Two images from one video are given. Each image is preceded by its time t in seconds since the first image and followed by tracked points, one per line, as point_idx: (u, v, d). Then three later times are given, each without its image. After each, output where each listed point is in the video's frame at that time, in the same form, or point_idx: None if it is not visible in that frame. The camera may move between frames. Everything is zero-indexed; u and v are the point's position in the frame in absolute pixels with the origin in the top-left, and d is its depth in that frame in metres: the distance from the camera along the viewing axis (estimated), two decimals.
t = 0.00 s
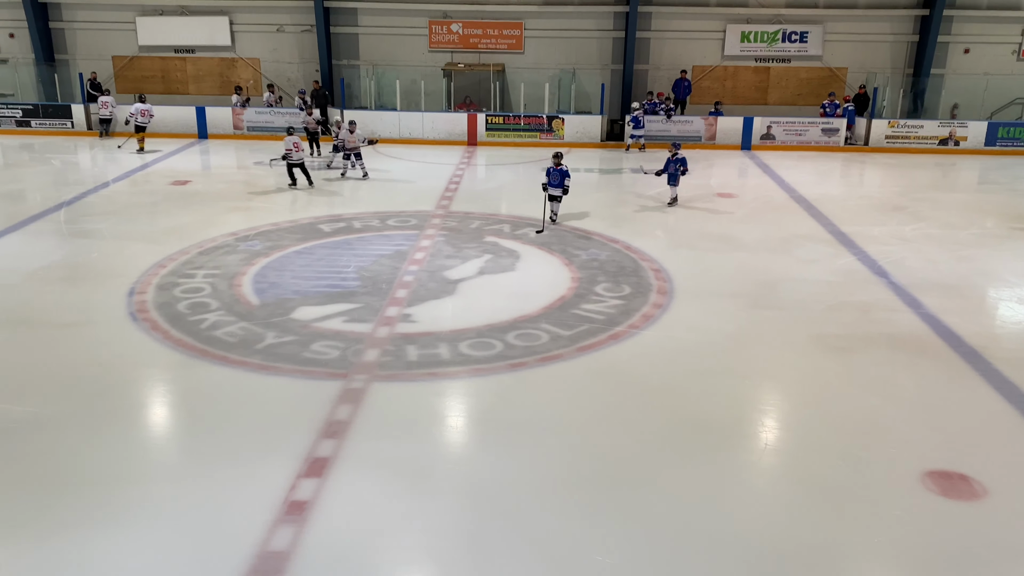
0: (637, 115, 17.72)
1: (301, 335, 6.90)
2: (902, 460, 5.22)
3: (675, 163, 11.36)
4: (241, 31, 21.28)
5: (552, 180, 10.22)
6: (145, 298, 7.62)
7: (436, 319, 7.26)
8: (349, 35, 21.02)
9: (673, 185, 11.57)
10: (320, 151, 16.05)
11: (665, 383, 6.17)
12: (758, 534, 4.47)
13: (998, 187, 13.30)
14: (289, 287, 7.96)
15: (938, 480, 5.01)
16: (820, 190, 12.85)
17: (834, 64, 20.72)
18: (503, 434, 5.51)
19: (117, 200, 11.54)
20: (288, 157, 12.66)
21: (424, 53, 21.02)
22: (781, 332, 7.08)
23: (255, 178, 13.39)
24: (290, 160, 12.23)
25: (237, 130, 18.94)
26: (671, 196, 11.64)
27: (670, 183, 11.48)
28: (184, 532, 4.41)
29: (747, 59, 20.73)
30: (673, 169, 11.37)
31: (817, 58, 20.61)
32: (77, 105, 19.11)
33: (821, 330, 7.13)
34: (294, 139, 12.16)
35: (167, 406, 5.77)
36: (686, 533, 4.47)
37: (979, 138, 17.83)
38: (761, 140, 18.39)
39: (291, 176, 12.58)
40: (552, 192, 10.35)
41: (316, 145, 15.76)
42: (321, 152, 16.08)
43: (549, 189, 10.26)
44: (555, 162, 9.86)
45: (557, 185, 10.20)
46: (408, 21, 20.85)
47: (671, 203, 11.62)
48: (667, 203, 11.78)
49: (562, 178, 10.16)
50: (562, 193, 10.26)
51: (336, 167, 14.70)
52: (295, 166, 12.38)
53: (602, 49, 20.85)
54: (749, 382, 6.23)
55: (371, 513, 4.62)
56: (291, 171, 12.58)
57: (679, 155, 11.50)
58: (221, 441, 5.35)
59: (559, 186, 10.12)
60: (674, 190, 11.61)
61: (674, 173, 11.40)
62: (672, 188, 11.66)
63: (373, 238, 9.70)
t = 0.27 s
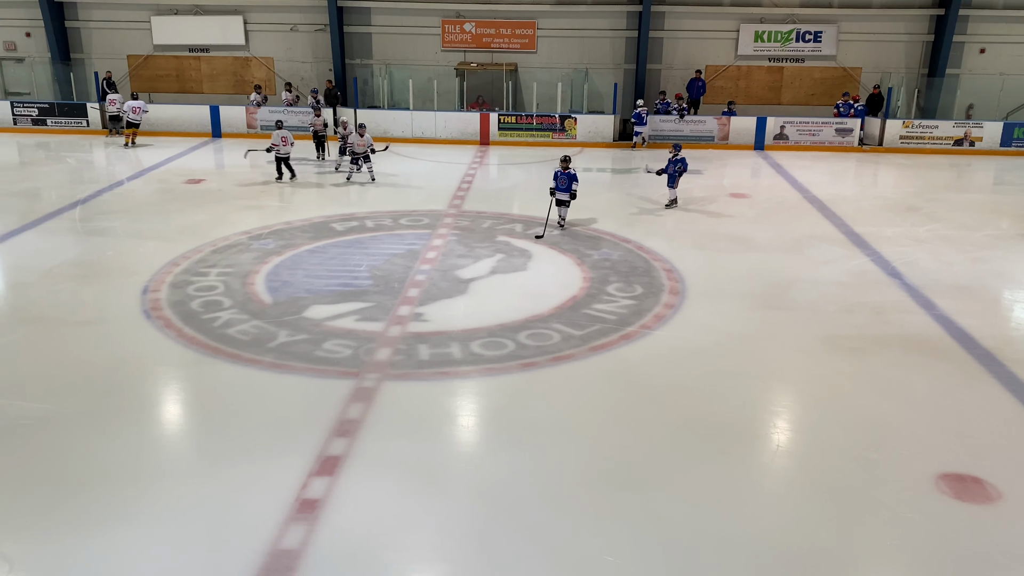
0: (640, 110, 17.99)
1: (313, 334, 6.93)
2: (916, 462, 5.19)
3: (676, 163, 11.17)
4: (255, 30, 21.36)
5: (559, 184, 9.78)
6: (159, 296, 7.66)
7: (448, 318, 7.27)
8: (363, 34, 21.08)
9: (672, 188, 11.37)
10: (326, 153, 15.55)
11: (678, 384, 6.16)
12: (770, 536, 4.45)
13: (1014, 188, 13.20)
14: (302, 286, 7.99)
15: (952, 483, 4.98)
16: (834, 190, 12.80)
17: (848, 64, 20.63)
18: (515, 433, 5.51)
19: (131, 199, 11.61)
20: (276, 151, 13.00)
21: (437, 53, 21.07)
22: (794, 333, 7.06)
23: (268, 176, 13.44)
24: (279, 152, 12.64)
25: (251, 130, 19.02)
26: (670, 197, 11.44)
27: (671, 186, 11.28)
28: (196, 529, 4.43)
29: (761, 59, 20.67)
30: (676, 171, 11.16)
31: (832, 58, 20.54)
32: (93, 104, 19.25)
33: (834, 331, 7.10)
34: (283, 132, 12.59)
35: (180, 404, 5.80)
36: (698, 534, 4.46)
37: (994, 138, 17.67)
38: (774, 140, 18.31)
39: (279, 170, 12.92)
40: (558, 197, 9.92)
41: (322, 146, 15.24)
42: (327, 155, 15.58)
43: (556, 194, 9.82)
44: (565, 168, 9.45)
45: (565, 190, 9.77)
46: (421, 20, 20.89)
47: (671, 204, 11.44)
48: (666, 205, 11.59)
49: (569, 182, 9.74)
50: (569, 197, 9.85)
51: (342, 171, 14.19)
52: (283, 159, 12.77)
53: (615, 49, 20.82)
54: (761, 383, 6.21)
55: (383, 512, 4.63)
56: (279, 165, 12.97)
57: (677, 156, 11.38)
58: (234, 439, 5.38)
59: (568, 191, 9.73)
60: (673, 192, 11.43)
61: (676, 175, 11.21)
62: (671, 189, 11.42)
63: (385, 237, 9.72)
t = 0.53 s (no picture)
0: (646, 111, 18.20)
1: (325, 332, 6.96)
2: (928, 464, 5.16)
3: (673, 164, 11.04)
4: (268, 30, 21.44)
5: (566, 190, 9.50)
6: (172, 295, 7.70)
7: (459, 318, 7.29)
8: (375, 34, 21.13)
9: (669, 189, 11.28)
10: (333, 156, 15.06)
11: (689, 385, 6.15)
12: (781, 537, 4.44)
13: None
14: (314, 284, 8.03)
15: (965, 485, 4.94)
16: (847, 191, 12.74)
17: (861, 64, 20.52)
18: (526, 433, 5.52)
19: (145, 198, 11.69)
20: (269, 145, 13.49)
21: (449, 53, 21.10)
22: (806, 334, 7.03)
23: (281, 176, 13.50)
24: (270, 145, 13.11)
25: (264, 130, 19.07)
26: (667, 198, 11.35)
27: (668, 187, 11.18)
28: (209, 526, 4.46)
29: (774, 58, 20.59)
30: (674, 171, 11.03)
31: (845, 58, 20.44)
32: (106, 103, 19.37)
33: (847, 332, 7.07)
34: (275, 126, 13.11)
35: (193, 402, 5.83)
36: (708, 535, 4.46)
37: (1010, 138, 17.50)
38: (787, 140, 18.22)
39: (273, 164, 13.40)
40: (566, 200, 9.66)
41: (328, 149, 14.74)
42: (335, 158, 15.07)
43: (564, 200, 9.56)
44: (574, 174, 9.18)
45: (575, 196, 9.51)
46: (434, 20, 20.92)
47: (667, 205, 11.38)
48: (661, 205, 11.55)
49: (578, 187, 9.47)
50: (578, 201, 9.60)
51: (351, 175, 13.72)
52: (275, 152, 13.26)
53: (627, 49, 20.79)
54: (773, 384, 6.19)
55: (393, 510, 4.65)
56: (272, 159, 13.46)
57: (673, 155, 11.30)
58: (246, 437, 5.41)
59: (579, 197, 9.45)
60: (671, 192, 11.36)
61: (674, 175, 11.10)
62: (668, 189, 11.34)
63: (396, 237, 9.73)
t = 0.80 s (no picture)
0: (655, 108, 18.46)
1: (336, 331, 6.98)
2: (941, 466, 5.13)
3: (669, 165, 10.95)
4: (280, 29, 21.51)
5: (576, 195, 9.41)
6: (184, 293, 7.74)
7: (470, 317, 7.30)
8: (387, 34, 21.18)
9: (665, 191, 11.19)
10: (335, 159, 14.54)
11: (700, 385, 6.14)
12: (792, 538, 4.43)
13: None
14: (325, 283, 8.05)
15: (978, 488, 4.91)
16: (860, 192, 12.69)
17: (874, 64, 20.43)
18: (536, 433, 5.52)
19: (157, 196, 11.76)
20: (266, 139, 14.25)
21: (460, 53, 21.13)
22: (818, 335, 7.00)
23: (293, 175, 13.54)
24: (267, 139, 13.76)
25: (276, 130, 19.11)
26: (662, 199, 11.27)
27: (664, 189, 11.09)
28: (220, 523, 4.48)
29: (786, 58, 20.53)
30: (670, 174, 10.93)
31: (857, 58, 20.35)
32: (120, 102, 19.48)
33: (859, 333, 7.04)
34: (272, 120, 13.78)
35: (204, 400, 5.86)
36: (718, 536, 4.45)
37: None
38: (799, 140, 18.15)
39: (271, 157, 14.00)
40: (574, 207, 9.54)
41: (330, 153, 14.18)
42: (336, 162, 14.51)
43: (574, 205, 9.44)
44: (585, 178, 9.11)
45: (586, 201, 9.43)
46: (445, 20, 20.95)
47: (662, 206, 11.30)
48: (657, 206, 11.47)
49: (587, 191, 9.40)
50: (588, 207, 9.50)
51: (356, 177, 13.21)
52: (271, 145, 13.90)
53: (638, 49, 20.75)
54: (785, 385, 6.17)
55: (403, 509, 4.66)
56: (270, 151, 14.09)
57: (670, 156, 11.20)
58: (257, 435, 5.43)
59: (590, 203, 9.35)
60: (666, 194, 11.27)
61: (670, 177, 11.01)
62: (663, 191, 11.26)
63: (407, 237, 9.75)
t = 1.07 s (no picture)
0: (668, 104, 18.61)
1: (346, 331, 6.99)
2: (952, 469, 5.10)
3: (662, 166, 10.84)
4: (291, 29, 21.55)
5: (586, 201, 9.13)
6: (195, 292, 7.77)
7: (480, 317, 7.31)
8: (397, 34, 21.22)
9: (660, 191, 11.13)
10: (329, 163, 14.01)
11: (708, 386, 6.13)
12: (801, 539, 4.42)
13: None
14: (335, 283, 8.07)
15: (989, 490, 4.88)
16: (872, 193, 12.63)
17: (886, 64, 20.33)
18: (545, 433, 5.51)
19: (168, 195, 11.81)
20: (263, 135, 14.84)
21: (470, 53, 21.14)
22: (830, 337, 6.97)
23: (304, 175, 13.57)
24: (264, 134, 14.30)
25: (286, 130, 19.12)
26: (658, 200, 11.21)
27: (659, 189, 11.01)
28: (229, 522, 4.49)
29: (797, 58, 20.46)
30: (665, 175, 10.85)
31: (869, 58, 20.26)
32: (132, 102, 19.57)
33: (870, 334, 7.01)
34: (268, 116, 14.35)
35: (214, 398, 5.88)
36: (727, 537, 4.43)
37: None
38: (809, 140, 18.09)
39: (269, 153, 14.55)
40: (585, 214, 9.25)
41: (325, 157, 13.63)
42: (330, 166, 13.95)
43: (585, 211, 9.13)
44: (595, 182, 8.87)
45: (596, 207, 9.14)
46: (456, 20, 20.96)
47: (658, 207, 11.24)
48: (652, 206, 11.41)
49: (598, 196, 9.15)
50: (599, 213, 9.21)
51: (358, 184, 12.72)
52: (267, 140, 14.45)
53: (649, 48, 20.71)
54: (795, 386, 6.15)
55: (412, 509, 4.66)
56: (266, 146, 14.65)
57: (665, 157, 11.10)
58: (267, 434, 5.44)
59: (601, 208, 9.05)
60: (661, 195, 11.20)
61: (664, 178, 10.92)
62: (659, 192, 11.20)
63: (417, 236, 9.75)
